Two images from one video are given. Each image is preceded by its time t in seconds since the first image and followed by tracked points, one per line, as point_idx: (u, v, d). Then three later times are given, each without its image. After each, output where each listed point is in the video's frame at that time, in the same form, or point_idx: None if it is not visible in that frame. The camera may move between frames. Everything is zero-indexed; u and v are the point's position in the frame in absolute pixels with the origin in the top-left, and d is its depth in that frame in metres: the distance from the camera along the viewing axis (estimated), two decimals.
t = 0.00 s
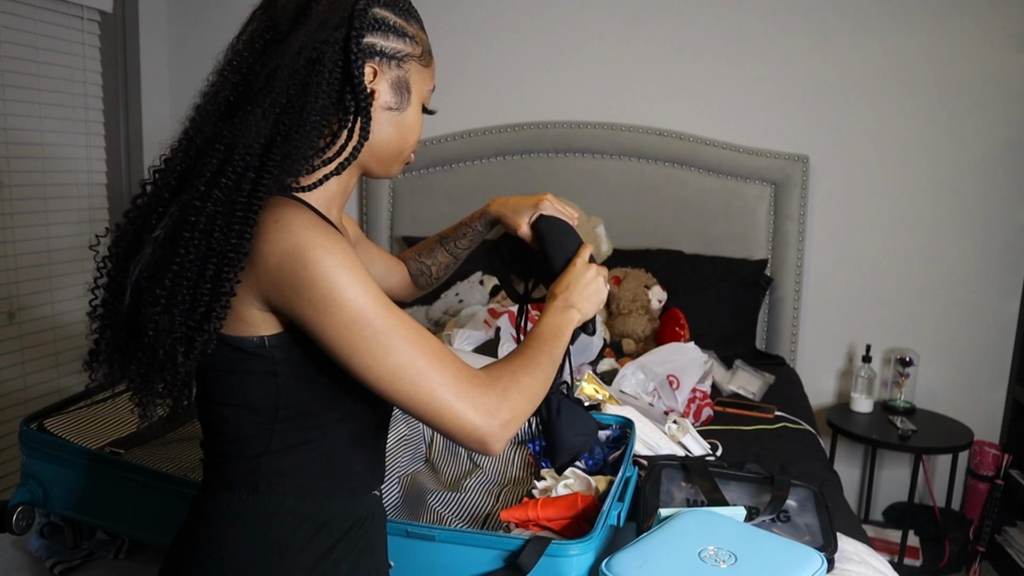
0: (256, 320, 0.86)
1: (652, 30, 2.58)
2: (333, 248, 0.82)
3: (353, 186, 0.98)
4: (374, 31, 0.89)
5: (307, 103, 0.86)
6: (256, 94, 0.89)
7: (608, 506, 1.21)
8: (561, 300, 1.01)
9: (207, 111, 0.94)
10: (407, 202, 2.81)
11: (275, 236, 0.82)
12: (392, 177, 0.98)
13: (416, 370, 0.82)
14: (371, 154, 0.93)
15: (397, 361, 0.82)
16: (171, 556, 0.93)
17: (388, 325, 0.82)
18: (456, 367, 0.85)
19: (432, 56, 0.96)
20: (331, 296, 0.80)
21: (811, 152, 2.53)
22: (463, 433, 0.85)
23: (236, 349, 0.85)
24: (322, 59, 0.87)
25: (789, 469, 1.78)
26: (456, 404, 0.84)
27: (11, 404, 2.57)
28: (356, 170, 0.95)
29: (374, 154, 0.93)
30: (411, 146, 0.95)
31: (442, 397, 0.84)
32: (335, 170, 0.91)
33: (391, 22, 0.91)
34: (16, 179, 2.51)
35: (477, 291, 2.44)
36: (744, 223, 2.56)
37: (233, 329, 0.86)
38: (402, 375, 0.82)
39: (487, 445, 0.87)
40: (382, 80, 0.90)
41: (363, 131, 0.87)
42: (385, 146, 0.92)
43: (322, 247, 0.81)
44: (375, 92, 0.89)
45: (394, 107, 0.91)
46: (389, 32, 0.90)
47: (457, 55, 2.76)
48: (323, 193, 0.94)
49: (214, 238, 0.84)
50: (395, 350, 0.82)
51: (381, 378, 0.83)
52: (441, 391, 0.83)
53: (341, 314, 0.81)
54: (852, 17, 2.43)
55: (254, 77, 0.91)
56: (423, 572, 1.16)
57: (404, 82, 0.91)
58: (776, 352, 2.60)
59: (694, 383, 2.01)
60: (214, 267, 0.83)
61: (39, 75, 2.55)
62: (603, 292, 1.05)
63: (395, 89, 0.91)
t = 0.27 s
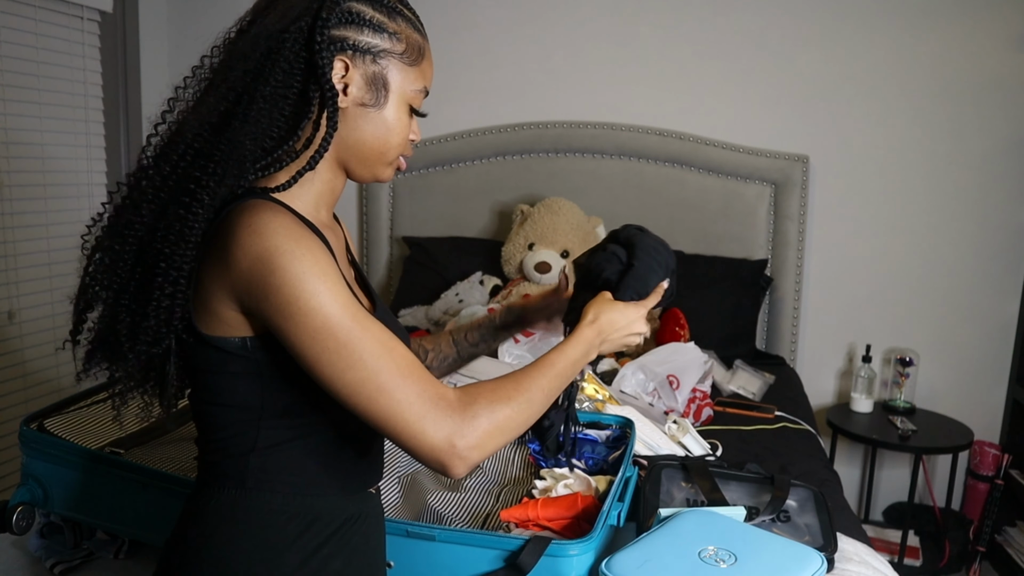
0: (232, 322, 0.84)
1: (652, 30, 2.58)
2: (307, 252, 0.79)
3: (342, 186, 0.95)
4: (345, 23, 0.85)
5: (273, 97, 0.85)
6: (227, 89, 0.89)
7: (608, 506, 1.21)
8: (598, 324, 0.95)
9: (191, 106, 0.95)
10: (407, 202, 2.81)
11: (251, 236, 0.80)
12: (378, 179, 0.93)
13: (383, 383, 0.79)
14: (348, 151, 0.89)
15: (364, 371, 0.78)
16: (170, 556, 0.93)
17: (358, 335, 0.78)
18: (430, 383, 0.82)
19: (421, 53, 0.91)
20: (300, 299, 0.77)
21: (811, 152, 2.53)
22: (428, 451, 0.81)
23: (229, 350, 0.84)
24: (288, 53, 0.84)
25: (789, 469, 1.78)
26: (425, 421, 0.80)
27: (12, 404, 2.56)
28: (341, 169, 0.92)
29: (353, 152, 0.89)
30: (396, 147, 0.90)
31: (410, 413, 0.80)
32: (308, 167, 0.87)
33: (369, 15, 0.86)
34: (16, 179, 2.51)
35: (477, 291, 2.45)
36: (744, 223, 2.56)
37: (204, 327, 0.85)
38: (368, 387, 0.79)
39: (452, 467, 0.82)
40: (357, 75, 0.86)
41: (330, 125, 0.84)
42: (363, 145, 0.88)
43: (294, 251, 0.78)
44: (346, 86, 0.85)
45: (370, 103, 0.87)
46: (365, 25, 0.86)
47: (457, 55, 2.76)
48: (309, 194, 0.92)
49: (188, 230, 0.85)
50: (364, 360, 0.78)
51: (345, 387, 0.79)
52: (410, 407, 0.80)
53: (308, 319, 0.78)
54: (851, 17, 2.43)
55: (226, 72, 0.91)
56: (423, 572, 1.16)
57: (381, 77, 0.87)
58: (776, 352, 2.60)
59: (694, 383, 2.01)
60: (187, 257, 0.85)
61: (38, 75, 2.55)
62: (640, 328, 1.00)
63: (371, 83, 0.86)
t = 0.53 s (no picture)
0: (226, 319, 0.84)
1: (652, 30, 2.58)
2: (306, 252, 0.78)
3: (338, 186, 0.94)
4: (330, 20, 0.85)
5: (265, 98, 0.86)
6: (223, 88, 0.90)
7: (608, 506, 1.21)
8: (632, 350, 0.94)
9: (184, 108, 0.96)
10: (407, 202, 2.81)
11: (251, 232, 0.80)
12: (374, 177, 0.91)
13: (377, 384, 0.79)
14: (338, 146, 0.88)
15: (358, 372, 0.78)
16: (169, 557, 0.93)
17: (353, 336, 0.78)
18: (425, 387, 0.82)
19: (409, 49, 0.90)
20: (297, 297, 0.77)
21: (811, 152, 2.53)
22: (418, 453, 0.81)
23: (230, 350, 0.84)
24: (274, 50, 0.85)
25: (789, 469, 1.78)
26: (417, 424, 0.80)
27: (11, 404, 2.56)
28: (336, 168, 0.91)
29: (345, 148, 0.88)
30: (388, 142, 0.89)
31: (403, 416, 0.80)
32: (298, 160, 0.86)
33: (354, 12, 0.86)
34: (16, 179, 2.51)
35: (477, 291, 2.45)
36: (744, 223, 2.56)
37: (200, 322, 0.85)
38: (360, 388, 0.78)
39: (440, 471, 0.83)
40: (343, 71, 0.85)
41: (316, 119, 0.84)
42: (354, 141, 0.88)
43: (293, 250, 0.78)
44: (332, 82, 0.85)
45: (357, 98, 0.86)
46: (351, 22, 0.86)
47: (457, 55, 2.76)
48: (307, 194, 0.91)
49: (187, 227, 0.87)
50: (357, 359, 0.78)
51: (335, 385, 0.79)
52: (403, 409, 0.80)
53: (303, 317, 0.77)
54: (851, 17, 2.43)
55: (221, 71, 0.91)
56: (424, 571, 1.16)
57: (368, 72, 0.86)
58: (776, 352, 2.60)
59: (693, 384, 2.01)
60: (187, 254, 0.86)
61: (38, 75, 2.55)
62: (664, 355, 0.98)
63: (356, 78, 0.86)
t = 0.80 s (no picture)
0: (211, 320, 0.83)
1: (652, 30, 2.58)
2: (295, 274, 0.74)
3: (335, 183, 0.95)
4: (326, 18, 0.84)
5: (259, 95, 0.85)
6: (218, 85, 0.90)
7: (608, 507, 1.21)
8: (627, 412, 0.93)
9: (182, 108, 0.95)
10: (407, 202, 2.82)
11: (245, 240, 0.76)
12: (371, 178, 0.91)
13: (328, 432, 0.73)
14: (332, 146, 0.88)
15: (312, 412, 0.72)
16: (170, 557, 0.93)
17: (320, 374, 0.72)
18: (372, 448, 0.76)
19: (407, 48, 0.89)
20: (274, 319, 0.72)
21: (811, 152, 2.53)
22: (340, 511, 0.75)
23: (229, 349, 0.83)
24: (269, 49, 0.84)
25: (789, 469, 1.78)
26: (354, 482, 0.75)
27: (11, 404, 2.56)
28: (332, 166, 0.91)
29: (338, 147, 0.88)
30: (384, 143, 0.88)
31: (341, 471, 0.74)
32: (283, 160, 0.86)
33: (351, 11, 0.85)
34: (16, 179, 2.51)
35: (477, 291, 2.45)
36: (744, 223, 2.56)
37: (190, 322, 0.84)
38: (304, 430, 0.72)
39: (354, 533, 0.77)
40: (339, 70, 0.84)
41: (301, 118, 0.83)
42: (348, 141, 0.87)
43: (282, 268, 0.74)
44: (327, 81, 0.84)
45: (353, 98, 0.85)
46: (347, 20, 0.85)
47: (457, 55, 2.76)
48: (304, 193, 0.92)
49: (184, 223, 0.87)
50: (318, 401, 0.72)
51: (282, 423, 0.73)
52: (344, 464, 0.74)
53: (273, 341, 0.72)
54: (851, 17, 2.43)
55: (218, 67, 0.91)
56: (424, 571, 1.16)
57: (363, 71, 0.85)
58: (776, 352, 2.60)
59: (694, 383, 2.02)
60: (179, 249, 0.87)
61: (39, 75, 2.55)
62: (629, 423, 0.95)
63: (352, 78, 0.85)
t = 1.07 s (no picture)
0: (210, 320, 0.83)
1: (652, 30, 2.58)
2: (297, 277, 0.74)
3: (335, 184, 0.95)
4: (330, 20, 0.84)
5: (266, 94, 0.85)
6: (218, 85, 0.90)
7: (608, 507, 1.21)
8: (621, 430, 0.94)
9: (185, 106, 0.95)
10: (408, 202, 2.82)
11: (247, 241, 0.76)
12: (370, 180, 0.91)
13: (322, 437, 0.73)
14: (333, 147, 0.88)
15: (308, 416, 0.72)
16: (170, 557, 0.93)
17: (318, 379, 0.72)
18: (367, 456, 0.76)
19: (410, 51, 0.89)
20: (274, 322, 0.72)
21: (811, 152, 2.53)
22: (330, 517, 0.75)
23: (228, 349, 0.83)
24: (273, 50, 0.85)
25: (789, 469, 1.78)
26: (346, 488, 0.74)
27: (11, 404, 2.56)
28: (332, 167, 0.91)
29: (338, 148, 0.88)
30: (384, 145, 0.88)
31: (334, 477, 0.73)
32: (285, 160, 0.87)
33: (356, 13, 0.85)
34: (16, 179, 2.51)
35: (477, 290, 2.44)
36: (744, 222, 2.56)
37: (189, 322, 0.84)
38: (299, 435, 0.72)
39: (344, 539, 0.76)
40: (341, 72, 0.84)
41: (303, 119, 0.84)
42: (348, 143, 0.87)
43: (283, 272, 0.74)
44: (329, 83, 0.84)
45: (356, 99, 0.85)
46: (351, 22, 0.85)
47: (457, 55, 2.76)
48: (304, 194, 0.92)
49: (184, 223, 0.87)
50: (314, 405, 0.72)
51: (277, 427, 0.74)
52: (336, 470, 0.73)
53: (271, 343, 0.72)
54: (851, 17, 2.43)
55: (221, 65, 0.91)
56: (424, 572, 1.16)
57: (365, 73, 0.85)
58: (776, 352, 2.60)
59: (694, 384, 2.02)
60: (180, 249, 0.86)
61: (39, 76, 2.55)
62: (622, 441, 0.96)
63: (354, 79, 0.85)
